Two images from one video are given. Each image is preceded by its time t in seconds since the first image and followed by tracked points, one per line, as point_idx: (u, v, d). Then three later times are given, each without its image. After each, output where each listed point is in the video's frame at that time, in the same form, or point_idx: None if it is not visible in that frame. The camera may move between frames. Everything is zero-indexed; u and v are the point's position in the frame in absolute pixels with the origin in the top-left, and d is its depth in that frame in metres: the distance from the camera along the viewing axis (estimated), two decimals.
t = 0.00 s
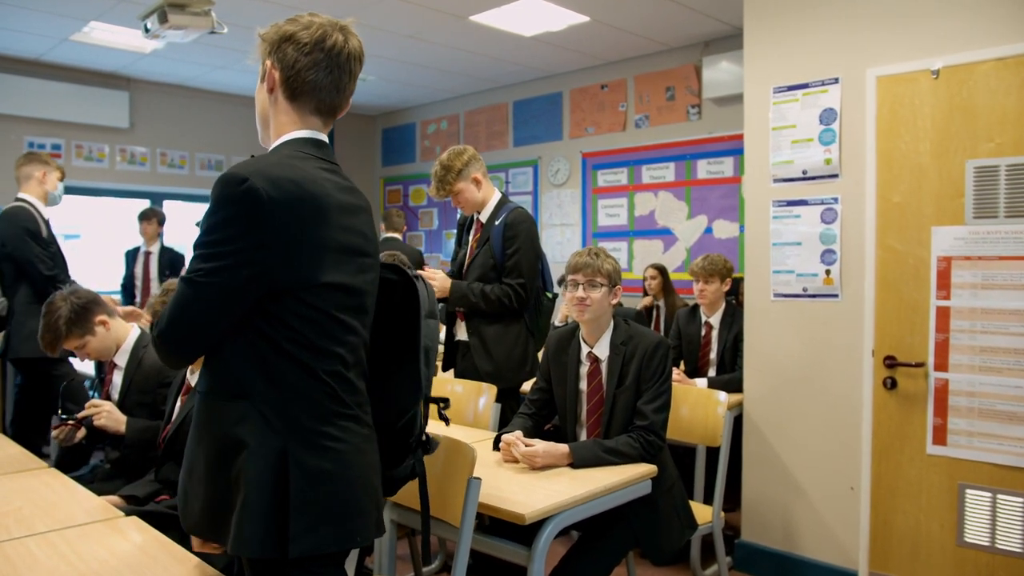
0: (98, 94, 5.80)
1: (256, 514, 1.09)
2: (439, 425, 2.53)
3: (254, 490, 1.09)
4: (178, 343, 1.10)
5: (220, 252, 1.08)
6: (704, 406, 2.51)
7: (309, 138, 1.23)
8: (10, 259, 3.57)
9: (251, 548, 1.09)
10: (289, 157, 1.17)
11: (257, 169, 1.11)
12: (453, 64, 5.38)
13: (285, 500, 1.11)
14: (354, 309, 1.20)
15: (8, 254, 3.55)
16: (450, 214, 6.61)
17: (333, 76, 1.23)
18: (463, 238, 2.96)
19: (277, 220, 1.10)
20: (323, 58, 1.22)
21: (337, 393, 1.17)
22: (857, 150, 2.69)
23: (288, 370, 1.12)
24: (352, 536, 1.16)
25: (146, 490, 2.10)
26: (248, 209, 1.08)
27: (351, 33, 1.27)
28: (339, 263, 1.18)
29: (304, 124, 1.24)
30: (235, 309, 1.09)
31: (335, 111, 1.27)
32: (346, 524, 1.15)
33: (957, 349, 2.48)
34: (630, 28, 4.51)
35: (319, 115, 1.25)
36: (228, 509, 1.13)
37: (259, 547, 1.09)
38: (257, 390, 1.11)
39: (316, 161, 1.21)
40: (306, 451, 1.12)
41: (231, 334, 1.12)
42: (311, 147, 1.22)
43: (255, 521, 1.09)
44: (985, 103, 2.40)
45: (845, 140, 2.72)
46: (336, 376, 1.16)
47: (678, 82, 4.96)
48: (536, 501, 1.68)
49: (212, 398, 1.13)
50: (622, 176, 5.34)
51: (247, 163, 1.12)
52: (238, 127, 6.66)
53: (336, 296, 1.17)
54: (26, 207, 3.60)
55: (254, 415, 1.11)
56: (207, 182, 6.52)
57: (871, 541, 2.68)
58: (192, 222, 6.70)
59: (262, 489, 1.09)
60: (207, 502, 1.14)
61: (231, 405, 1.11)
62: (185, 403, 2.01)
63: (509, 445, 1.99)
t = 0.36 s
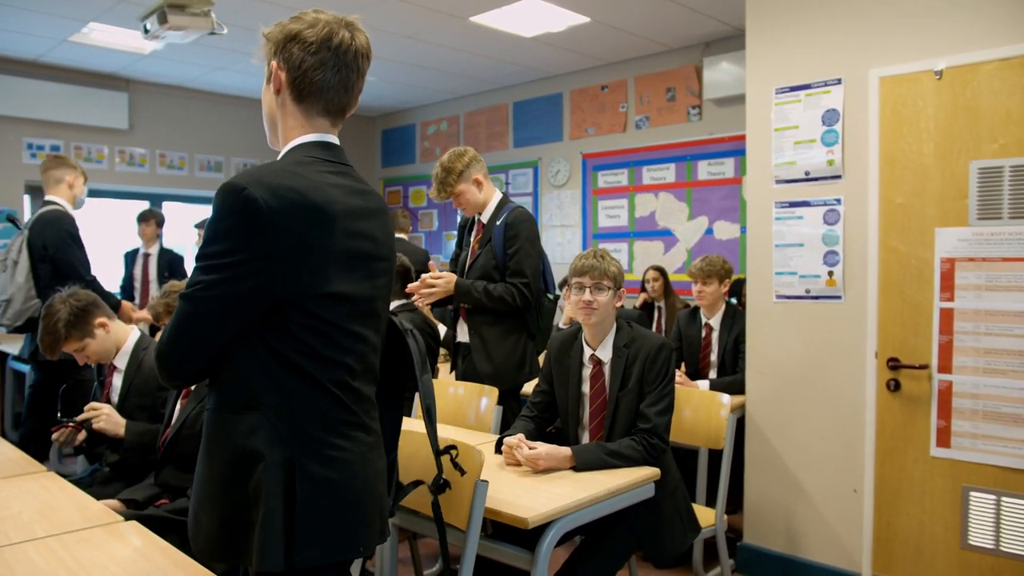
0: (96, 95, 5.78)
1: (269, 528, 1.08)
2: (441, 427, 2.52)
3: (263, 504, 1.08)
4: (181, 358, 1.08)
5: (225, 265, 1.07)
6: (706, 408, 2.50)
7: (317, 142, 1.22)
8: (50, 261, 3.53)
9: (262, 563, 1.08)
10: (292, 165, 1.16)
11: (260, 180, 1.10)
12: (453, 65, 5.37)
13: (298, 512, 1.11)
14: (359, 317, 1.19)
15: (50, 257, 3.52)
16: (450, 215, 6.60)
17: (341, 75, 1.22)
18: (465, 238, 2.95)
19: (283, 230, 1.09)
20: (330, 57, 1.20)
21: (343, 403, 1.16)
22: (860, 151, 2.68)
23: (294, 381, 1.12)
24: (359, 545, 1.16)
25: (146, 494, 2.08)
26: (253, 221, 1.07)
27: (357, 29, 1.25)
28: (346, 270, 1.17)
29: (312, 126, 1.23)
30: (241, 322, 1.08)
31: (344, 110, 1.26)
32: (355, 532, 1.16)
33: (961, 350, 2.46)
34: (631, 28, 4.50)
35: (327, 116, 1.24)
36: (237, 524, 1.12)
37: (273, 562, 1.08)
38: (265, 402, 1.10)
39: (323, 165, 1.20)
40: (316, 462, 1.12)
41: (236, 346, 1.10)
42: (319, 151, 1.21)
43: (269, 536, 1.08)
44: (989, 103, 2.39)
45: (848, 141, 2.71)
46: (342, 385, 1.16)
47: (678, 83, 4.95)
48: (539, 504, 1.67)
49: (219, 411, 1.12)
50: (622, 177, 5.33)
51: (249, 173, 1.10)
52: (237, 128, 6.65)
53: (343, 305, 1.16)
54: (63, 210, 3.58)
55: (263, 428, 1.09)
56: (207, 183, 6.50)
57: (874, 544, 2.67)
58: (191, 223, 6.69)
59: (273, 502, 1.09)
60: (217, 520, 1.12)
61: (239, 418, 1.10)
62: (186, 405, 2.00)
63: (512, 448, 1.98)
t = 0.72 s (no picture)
0: (95, 96, 5.77)
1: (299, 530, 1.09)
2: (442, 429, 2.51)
3: (288, 503, 1.09)
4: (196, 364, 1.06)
5: (243, 269, 1.06)
6: (708, 410, 2.49)
7: (321, 143, 1.22)
8: (91, 266, 3.59)
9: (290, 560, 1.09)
10: (299, 165, 1.15)
11: (272, 182, 1.09)
12: (453, 65, 5.35)
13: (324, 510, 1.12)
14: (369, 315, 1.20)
15: (92, 262, 3.59)
16: (450, 216, 6.59)
17: (344, 76, 1.21)
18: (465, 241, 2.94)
19: (298, 234, 1.09)
20: (334, 57, 1.19)
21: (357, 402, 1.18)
22: (862, 151, 2.67)
23: (311, 380, 1.12)
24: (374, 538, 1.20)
25: (145, 496, 2.06)
26: (269, 225, 1.07)
27: (361, 29, 1.25)
28: (360, 270, 1.17)
29: (316, 127, 1.23)
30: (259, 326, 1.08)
31: (348, 111, 1.25)
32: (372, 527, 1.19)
33: (964, 351, 2.45)
34: (631, 29, 4.49)
35: (331, 117, 1.23)
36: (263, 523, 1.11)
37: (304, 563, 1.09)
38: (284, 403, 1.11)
39: (331, 166, 1.20)
40: (337, 460, 1.14)
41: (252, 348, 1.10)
42: (325, 152, 1.21)
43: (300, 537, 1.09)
44: (992, 103, 2.38)
45: (850, 141, 2.70)
46: (354, 384, 1.17)
47: (679, 83, 4.94)
48: (541, 507, 1.65)
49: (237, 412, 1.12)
50: (623, 177, 5.32)
51: (260, 175, 1.09)
52: (236, 128, 6.64)
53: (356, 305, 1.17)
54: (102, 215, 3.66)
55: (284, 429, 1.10)
56: (206, 184, 6.49)
57: (877, 545, 2.66)
58: (190, 224, 6.68)
59: (299, 500, 1.10)
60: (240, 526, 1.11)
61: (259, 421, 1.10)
62: (187, 407, 2.01)
63: (513, 450, 1.97)
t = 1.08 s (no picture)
0: (96, 96, 5.76)
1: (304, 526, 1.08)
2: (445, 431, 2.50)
3: (297, 498, 1.08)
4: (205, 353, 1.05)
5: (254, 258, 1.05)
6: (711, 412, 2.48)
7: (335, 145, 1.23)
8: (128, 271, 3.68)
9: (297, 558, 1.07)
10: (312, 159, 1.15)
11: (286, 174, 1.09)
12: (454, 66, 5.34)
13: (329, 507, 1.12)
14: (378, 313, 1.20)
15: (130, 267, 3.67)
16: (451, 216, 6.58)
17: (355, 80, 1.22)
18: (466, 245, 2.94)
19: (310, 226, 1.09)
20: (344, 62, 1.21)
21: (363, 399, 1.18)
22: (866, 152, 2.66)
23: (319, 376, 1.12)
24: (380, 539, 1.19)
25: (147, 499, 2.05)
26: (282, 215, 1.07)
27: (368, 31, 1.26)
28: (369, 266, 1.17)
29: (330, 131, 1.24)
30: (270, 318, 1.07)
31: (358, 113, 1.26)
32: (376, 526, 1.18)
33: (969, 353, 2.44)
34: (633, 29, 4.48)
35: (343, 119, 1.24)
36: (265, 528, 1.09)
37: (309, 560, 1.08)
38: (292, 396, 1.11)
39: (343, 163, 1.20)
40: (343, 457, 1.14)
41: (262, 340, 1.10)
42: (339, 153, 1.22)
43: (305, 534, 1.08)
44: (996, 104, 2.38)
45: (854, 142, 2.69)
46: (361, 381, 1.17)
47: (681, 84, 4.93)
48: (545, 510, 1.64)
49: (242, 409, 1.10)
50: (625, 178, 5.31)
51: (274, 166, 1.09)
52: (237, 129, 6.63)
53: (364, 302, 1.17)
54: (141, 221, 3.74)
55: (291, 424, 1.10)
56: (206, 184, 6.48)
57: (881, 547, 2.65)
58: (192, 225, 6.67)
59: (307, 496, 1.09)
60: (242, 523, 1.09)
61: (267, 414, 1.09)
62: (188, 409, 2.00)
63: (516, 452, 1.97)
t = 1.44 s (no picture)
0: (100, 97, 5.76)
1: (285, 519, 1.08)
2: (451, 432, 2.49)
3: (284, 496, 1.09)
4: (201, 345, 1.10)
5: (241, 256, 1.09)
6: (720, 413, 2.47)
7: (350, 146, 1.23)
8: (159, 270, 3.65)
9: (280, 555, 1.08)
10: (312, 158, 1.17)
11: (275, 171, 1.12)
12: (458, 66, 5.33)
13: (321, 503, 1.12)
14: (382, 311, 1.19)
15: (159, 267, 3.64)
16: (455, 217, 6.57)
17: (371, 86, 1.24)
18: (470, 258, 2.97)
19: (298, 224, 1.10)
20: (361, 67, 1.22)
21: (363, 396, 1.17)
22: (873, 152, 2.65)
23: (313, 371, 1.13)
24: (381, 542, 1.17)
25: (153, 500, 2.05)
26: (266, 210, 1.09)
27: (382, 38, 1.27)
28: (368, 264, 1.16)
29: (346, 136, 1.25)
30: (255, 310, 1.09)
31: (374, 118, 1.27)
32: (377, 527, 1.17)
33: (978, 354, 2.43)
34: (638, 29, 4.47)
35: (359, 123, 1.25)
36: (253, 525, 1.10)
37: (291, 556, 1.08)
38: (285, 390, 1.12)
39: (347, 164, 1.20)
40: (338, 455, 1.13)
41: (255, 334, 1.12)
42: (351, 155, 1.22)
43: (286, 529, 1.08)
44: (1006, 103, 2.36)
45: (861, 141, 2.67)
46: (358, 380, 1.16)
47: (686, 84, 4.92)
48: (554, 512, 1.63)
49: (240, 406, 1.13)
50: (630, 178, 5.30)
51: (266, 163, 1.12)
52: (241, 129, 6.63)
53: (365, 300, 1.16)
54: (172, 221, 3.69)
55: (284, 421, 1.11)
56: (210, 185, 6.48)
57: (889, 548, 2.64)
58: (196, 225, 6.67)
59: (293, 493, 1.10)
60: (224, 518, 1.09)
61: (260, 408, 1.11)
62: (196, 410, 2.00)
63: (523, 453, 1.96)
